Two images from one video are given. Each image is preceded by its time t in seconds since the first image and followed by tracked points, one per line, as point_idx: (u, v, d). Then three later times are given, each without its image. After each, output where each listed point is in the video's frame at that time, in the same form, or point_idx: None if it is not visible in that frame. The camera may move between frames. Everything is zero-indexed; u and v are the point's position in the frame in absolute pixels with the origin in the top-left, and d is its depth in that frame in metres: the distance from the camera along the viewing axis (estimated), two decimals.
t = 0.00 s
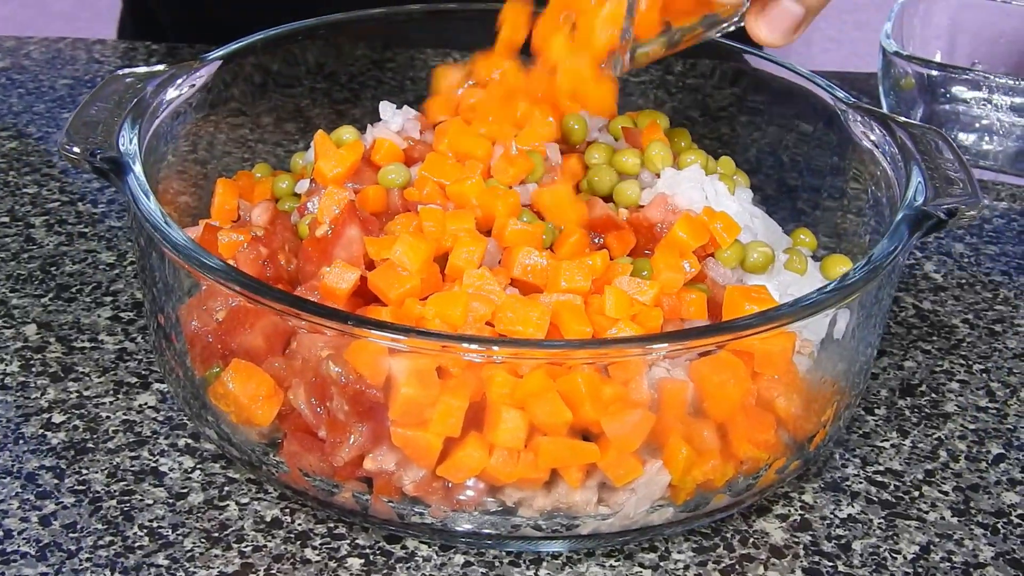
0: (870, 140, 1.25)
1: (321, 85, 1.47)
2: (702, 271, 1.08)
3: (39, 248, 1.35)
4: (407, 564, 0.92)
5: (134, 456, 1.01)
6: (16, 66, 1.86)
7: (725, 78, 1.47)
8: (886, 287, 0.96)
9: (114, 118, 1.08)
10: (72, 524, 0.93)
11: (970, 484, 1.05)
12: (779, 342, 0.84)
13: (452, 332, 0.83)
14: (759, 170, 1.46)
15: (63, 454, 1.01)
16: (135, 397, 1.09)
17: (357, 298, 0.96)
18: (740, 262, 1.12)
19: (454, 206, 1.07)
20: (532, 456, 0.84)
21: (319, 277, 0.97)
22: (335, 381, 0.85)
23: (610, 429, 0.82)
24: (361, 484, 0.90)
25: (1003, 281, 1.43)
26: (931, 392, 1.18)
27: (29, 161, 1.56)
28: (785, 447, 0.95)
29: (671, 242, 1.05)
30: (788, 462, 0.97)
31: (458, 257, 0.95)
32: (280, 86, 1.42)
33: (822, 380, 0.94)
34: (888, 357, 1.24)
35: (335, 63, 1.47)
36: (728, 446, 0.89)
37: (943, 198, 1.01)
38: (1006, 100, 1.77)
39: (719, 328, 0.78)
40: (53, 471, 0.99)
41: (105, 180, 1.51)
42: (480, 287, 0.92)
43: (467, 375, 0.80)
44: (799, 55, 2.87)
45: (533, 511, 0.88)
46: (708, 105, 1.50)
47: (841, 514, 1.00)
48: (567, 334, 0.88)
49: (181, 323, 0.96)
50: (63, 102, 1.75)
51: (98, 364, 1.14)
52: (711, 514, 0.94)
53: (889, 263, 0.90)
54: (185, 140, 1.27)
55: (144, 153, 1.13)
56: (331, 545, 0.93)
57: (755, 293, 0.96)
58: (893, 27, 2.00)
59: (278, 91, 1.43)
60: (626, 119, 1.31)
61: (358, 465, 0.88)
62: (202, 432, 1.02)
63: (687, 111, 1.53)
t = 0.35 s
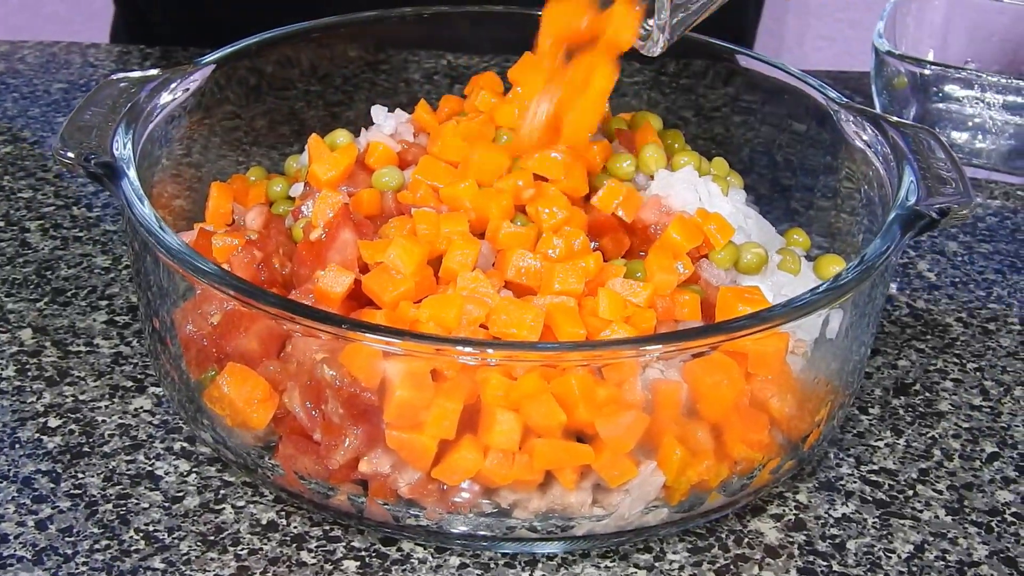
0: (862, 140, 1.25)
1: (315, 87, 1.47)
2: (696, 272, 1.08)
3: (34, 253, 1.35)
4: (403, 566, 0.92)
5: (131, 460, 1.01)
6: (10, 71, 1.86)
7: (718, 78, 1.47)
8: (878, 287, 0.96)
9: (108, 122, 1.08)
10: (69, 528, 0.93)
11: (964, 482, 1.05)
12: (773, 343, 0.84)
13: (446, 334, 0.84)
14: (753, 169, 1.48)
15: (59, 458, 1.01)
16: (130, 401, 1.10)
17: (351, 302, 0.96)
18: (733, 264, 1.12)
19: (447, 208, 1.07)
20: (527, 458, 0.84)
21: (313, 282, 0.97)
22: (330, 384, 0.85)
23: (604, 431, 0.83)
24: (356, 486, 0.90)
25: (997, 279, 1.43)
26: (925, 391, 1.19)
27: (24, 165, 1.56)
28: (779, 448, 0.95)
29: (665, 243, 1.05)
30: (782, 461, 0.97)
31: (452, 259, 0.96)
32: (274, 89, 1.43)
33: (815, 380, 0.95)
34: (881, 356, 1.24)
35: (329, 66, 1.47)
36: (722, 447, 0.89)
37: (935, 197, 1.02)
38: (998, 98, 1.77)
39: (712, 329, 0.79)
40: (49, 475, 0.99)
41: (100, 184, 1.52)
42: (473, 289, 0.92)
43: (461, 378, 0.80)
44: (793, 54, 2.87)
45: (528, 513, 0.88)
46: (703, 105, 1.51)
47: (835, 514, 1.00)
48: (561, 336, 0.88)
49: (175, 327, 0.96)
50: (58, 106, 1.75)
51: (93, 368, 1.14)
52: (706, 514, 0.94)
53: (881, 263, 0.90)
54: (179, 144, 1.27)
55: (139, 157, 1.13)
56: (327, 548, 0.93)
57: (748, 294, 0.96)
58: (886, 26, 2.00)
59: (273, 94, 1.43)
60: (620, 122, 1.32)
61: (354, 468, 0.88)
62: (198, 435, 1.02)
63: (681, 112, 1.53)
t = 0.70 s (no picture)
0: (855, 137, 1.26)
1: (311, 89, 1.48)
2: (689, 269, 1.08)
3: (31, 254, 1.36)
4: (397, 563, 0.92)
5: (126, 459, 1.02)
6: (7, 75, 1.87)
7: (714, 78, 1.47)
8: (871, 282, 0.96)
9: (102, 123, 1.08)
10: (64, 526, 0.93)
11: (958, 478, 1.06)
12: (765, 339, 0.85)
13: (440, 330, 0.84)
14: (747, 170, 1.48)
15: (55, 458, 1.02)
16: (126, 401, 1.10)
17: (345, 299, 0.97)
18: (726, 261, 1.13)
19: (441, 207, 1.08)
20: (520, 454, 0.84)
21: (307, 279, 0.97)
22: (323, 381, 0.86)
23: (597, 426, 0.83)
24: (350, 483, 0.90)
25: (991, 276, 1.43)
26: (920, 387, 1.19)
27: (20, 168, 1.57)
28: (773, 443, 0.96)
29: (658, 240, 1.05)
30: (776, 457, 0.97)
31: (445, 257, 0.96)
32: (270, 90, 1.43)
33: (808, 375, 0.95)
34: (876, 353, 1.25)
35: (324, 68, 1.48)
36: (715, 443, 0.89)
37: (927, 193, 1.02)
38: (992, 96, 1.78)
39: (705, 323, 0.79)
40: (45, 474, 0.99)
41: (97, 186, 1.52)
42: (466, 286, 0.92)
43: (454, 374, 0.80)
44: (791, 56, 2.88)
45: (522, 509, 0.88)
46: (698, 105, 1.51)
47: (829, 509, 1.00)
48: (553, 332, 0.89)
49: (170, 326, 0.96)
50: (55, 110, 1.76)
51: (90, 368, 1.15)
52: (699, 509, 0.95)
53: (874, 258, 0.91)
54: (175, 145, 1.27)
55: (133, 158, 1.14)
56: (321, 544, 0.93)
57: (741, 289, 0.96)
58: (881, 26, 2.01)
59: (268, 96, 1.44)
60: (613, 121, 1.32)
61: (348, 465, 0.89)
62: (193, 434, 1.02)
63: (676, 112, 1.54)
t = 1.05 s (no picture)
0: (852, 135, 1.26)
1: (309, 88, 1.48)
2: (685, 266, 1.08)
3: (28, 252, 1.36)
4: (393, 558, 0.92)
5: (123, 455, 1.02)
6: (5, 74, 1.87)
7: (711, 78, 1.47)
8: (866, 279, 0.97)
9: (99, 121, 1.09)
10: (60, 522, 0.94)
11: (954, 475, 1.06)
12: (760, 335, 0.85)
13: (436, 326, 0.84)
14: (745, 168, 1.48)
15: (52, 454, 1.02)
16: (123, 397, 1.10)
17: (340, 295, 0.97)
18: (722, 258, 1.14)
19: (437, 204, 1.08)
20: (516, 449, 0.84)
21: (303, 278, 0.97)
22: (319, 377, 0.85)
23: (592, 422, 0.83)
24: (346, 479, 0.90)
25: (988, 275, 1.44)
26: (916, 385, 1.19)
27: (18, 166, 1.57)
28: (768, 439, 0.96)
29: (655, 237, 1.06)
30: (771, 453, 0.98)
31: (441, 253, 0.97)
32: (266, 89, 1.43)
33: (804, 372, 0.95)
34: (872, 351, 1.25)
35: (322, 67, 1.48)
36: (710, 438, 0.89)
37: (922, 190, 1.02)
38: (988, 96, 1.78)
39: (700, 319, 0.79)
40: (42, 470, 1.00)
41: (94, 185, 1.52)
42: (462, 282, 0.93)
43: (450, 369, 0.81)
44: (789, 57, 2.88)
45: (518, 505, 0.88)
46: (695, 104, 1.51)
47: (824, 505, 1.00)
48: (549, 328, 0.89)
49: (166, 323, 0.96)
50: (52, 109, 1.76)
51: (86, 365, 1.15)
52: (695, 505, 0.95)
53: (869, 254, 0.91)
54: (172, 143, 1.28)
55: (130, 156, 1.14)
56: (318, 540, 0.93)
57: (737, 286, 0.97)
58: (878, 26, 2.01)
59: (265, 95, 1.44)
60: (608, 119, 1.32)
61: (344, 461, 0.89)
62: (190, 430, 1.02)
63: (674, 111, 1.54)
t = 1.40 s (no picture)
0: (850, 131, 1.26)
1: (307, 86, 1.48)
2: (684, 263, 1.08)
3: (28, 251, 1.36)
4: (393, 556, 0.93)
5: (123, 454, 1.02)
6: (3, 72, 1.87)
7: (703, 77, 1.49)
8: (865, 276, 0.97)
9: (98, 119, 1.08)
10: (61, 521, 0.94)
11: (953, 471, 1.06)
12: (759, 333, 0.85)
13: (436, 324, 0.84)
14: (743, 165, 1.49)
15: (52, 453, 1.02)
16: (123, 396, 1.10)
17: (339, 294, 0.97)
18: (722, 255, 1.14)
19: (436, 202, 1.08)
20: (516, 447, 0.84)
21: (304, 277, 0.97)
22: (319, 375, 0.86)
23: (592, 420, 0.83)
24: (346, 477, 0.90)
25: (986, 270, 1.44)
26: (915, 380, 1.19)
27: (16, 165, 1.57)
28: (768, 436, 0.96)
29: (654, 234, 1.06)
30: (771, 450, 0.98)
31: (440, 251, 0.97)
32: (265, 86, 1.43)
33: (803, 369, 0.95)
34: (871, 347, 1.25)
35: (320, 64, 1.47)
36: (710, 436, 0.90)
37: (921, 186, 1.02)
38: (986, 92, 1.78)
39: (699, 316, 0.79)
40: (42, 469, 1.00)
41: (93, 183, 1.52)
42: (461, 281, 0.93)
43: (450, 368, 0.81)
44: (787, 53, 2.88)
45: (518, 502, 0.89)
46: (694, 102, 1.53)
47: (824, 502, 1.01)
48: (548, 326, 0.89)
49: (166, 322, 0.96)
50: (51, 107, 1.76)
51: (86, 363, 1.15)
52: (694, 502, 0.95)
53: (868, 251, 0.91)
54: (171, 141, 1.27)
55: (129, 155, 1.14)
56: (318, 538, 0.94)
57: (736, 284, 0.97)
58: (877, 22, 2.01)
59: (264, 92, 1.44)
60: (608, 116, 1.32)
61: (344, 459, 0.89)
62: (190, 429, 1.03)
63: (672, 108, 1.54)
